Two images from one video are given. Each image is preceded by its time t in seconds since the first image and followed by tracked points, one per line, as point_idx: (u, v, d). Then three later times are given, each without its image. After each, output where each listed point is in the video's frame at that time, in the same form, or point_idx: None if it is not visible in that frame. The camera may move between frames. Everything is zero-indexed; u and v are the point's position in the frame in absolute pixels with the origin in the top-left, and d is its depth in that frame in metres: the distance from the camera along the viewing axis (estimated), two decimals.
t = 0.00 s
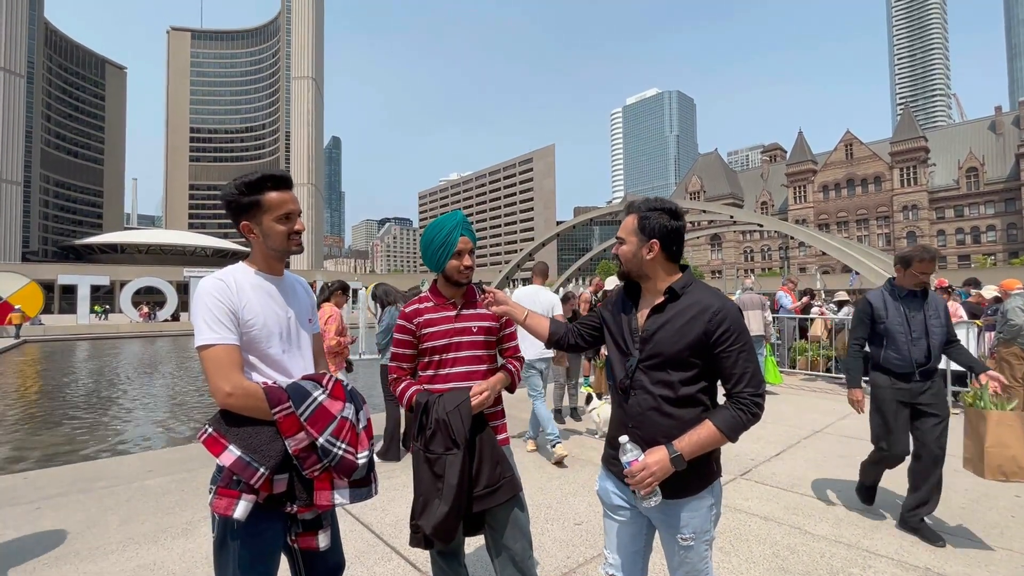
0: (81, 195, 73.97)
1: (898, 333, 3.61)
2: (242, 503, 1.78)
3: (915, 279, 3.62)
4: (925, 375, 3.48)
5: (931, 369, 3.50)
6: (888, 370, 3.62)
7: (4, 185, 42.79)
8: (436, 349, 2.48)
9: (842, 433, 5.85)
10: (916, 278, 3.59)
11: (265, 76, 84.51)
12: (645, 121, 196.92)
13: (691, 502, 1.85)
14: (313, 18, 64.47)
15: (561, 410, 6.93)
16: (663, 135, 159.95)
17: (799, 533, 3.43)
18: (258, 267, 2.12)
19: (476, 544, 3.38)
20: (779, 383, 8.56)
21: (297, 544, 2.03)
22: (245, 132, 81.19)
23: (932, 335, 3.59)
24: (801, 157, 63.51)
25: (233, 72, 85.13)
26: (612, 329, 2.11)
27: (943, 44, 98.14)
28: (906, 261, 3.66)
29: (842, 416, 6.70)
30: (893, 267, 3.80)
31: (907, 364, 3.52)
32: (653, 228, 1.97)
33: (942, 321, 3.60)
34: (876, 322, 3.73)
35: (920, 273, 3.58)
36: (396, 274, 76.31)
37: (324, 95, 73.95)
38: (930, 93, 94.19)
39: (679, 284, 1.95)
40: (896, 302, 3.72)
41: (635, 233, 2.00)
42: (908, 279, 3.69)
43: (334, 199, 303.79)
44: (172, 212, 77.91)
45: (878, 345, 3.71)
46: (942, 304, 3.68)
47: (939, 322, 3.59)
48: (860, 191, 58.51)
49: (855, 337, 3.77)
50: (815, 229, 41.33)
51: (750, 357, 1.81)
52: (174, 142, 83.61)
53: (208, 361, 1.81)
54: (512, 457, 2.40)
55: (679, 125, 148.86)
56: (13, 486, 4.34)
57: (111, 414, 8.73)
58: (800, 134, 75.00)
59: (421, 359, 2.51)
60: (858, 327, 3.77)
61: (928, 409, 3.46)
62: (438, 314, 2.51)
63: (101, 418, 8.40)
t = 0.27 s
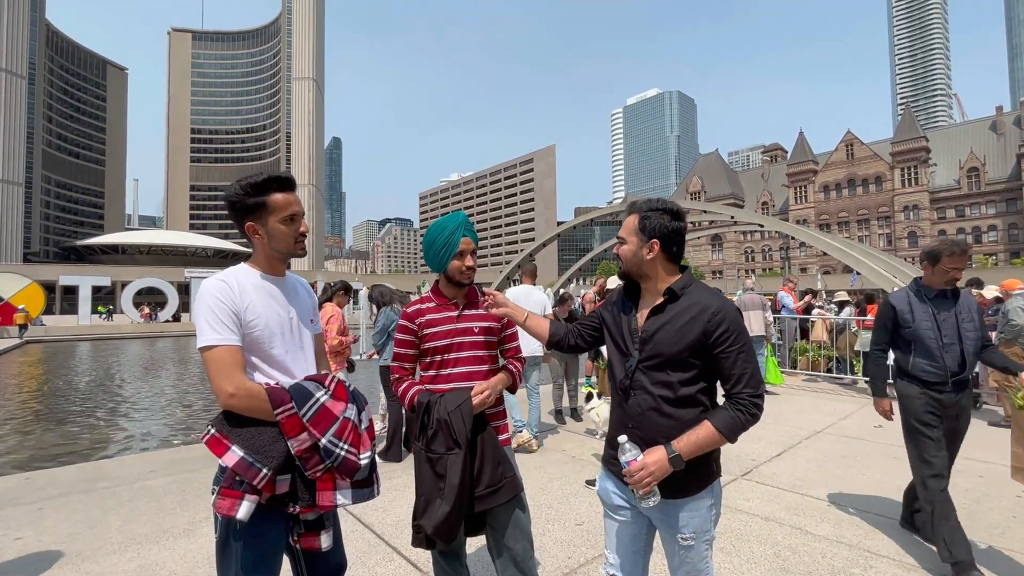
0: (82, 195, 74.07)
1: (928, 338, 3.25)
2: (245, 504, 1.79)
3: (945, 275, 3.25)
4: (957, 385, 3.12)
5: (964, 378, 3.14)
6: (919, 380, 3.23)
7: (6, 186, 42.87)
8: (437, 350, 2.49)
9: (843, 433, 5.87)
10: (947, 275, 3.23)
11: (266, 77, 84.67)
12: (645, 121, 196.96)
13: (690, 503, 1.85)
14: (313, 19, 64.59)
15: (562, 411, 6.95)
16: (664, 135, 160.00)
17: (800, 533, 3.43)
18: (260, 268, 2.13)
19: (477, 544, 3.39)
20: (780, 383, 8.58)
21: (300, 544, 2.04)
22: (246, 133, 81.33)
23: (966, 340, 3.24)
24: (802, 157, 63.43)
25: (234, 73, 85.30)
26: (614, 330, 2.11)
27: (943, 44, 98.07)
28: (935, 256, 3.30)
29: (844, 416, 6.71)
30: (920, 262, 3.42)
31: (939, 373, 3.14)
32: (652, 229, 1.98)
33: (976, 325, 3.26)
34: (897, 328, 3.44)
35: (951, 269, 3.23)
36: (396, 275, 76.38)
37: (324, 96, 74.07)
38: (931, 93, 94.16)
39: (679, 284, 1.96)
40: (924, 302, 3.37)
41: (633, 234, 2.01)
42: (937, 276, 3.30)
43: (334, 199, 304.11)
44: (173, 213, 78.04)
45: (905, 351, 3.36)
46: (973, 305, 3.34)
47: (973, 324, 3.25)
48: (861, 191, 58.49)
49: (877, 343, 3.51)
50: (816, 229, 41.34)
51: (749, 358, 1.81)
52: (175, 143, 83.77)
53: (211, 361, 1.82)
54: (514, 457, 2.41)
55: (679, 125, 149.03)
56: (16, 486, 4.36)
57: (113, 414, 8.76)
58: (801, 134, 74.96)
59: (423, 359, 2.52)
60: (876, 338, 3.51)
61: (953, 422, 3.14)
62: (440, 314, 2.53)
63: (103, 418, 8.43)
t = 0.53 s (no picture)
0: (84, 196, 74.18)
1: (971, 344, 2.97)
2: (247, 504, 1.79)
3: (981, 272, 3.01)
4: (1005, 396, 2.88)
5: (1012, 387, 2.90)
6: (963, 390, 2.95)
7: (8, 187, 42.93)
8: (437, 350, 2.49)
9: (844, 433, 5.87)
10: (984, 271, 2.99)
11: (267, 77, 84.80)
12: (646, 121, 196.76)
13: (690, 503, 1.85)
14: (314, 20, 64.70)
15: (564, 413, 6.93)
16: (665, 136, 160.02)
17: (801, 533, 3.43)
18: (263, 268, 2.13)
19: (478, 545, 3.39)
20: (782, 383, 8.59)
21: (300, 544, 2.04)
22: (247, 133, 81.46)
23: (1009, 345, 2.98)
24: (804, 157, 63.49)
25: (235, 74, 85.42)
26: (614, 331, 2.12)
27: (945, 44, 97.86)
28: (970, 251, 3.05)
29: (845, 416, 6.70)
30: (951, 255, 3.16)
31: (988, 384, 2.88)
32: (653, 229, 1.98)
33: (1019, 326, 3.00)
34: (931, 333, 3.12)
35: (987, 264, 2.99)
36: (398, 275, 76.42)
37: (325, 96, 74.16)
38: (933, 93, 94.07)
39: (680, 284, 1.96)
40: (958, 303, 3.10)
41: (635, 234, 2.00)
42: (970, 271, 3.06)
43: (336, 200, 304.79)
44: (174, 214, 78.14)
45: (943, 356, 3.08)
46: (1013, 307, 3.09)
47: (1014, 326, 3.00)
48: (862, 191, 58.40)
49: (909, 349, 3.13)
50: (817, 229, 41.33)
51: (750, 358, 1.81)
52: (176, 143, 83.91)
53: (212, 362, 1.83)
54: (515, 457, 2.42)
55: (680, 125, 149.14)
56: (18, 487, 4.37)
57: (114, 414, 8.76)
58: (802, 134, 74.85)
59: (424, 359, 2.52)
60: (910, 342, 3.14)
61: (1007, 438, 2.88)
62: (441, 314, 2.52)
63: (105, 419, 8.45)
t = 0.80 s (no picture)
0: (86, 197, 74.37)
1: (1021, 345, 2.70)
2: (249, 505, 1.80)
3: None
4: None
5: None
6: (1008, 398, 2.68)
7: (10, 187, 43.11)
8: (438, 349, 2.49)
9: (845, 433, 5.87)
10: None
11: (269, 78, 84.92)
12: (647, 121, 196.63)
13: (692, 503, 1.86)
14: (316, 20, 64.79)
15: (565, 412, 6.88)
16: (666, 136, 159.95)
17: (804, 534, 3.43)
18: (265, 269, 2.14)
19: (479, 544, 3.39)
20: (783, 382, 8.60)
21: (302, 544, 2.04)
22: (249, 134, 81.65)
23: None
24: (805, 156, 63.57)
25: (237, 75, 85.64)
26: (618, 329, 2.12)
27: (947, 43, 97.61)
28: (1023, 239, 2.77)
29: (847, 416, 6.68)
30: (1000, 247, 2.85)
31: None
32: (657, 230, 1.97)
33: None
34: (982, 328, 2.80)
35: None
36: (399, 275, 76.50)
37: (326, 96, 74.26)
38: (935, 93, 93.87)
39: (683, 284, 1.96)
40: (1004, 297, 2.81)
41: (637, 236, 2.01)
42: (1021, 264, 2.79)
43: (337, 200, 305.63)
44: (176, 214, 78.31)
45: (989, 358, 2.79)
46: None
47: None
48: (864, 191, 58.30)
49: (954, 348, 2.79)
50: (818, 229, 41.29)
51: (752, 359, 1.81)
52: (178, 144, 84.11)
53: (214, 362, 1.84)
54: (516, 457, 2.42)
55: (682, 125, 149.16)
56: (21, 486, 4.39)
57: (115, 414, 8.79)
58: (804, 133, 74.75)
59: (424, 359, 2.52)
60: (957, 338, 2.79)
61: None
62: (441, 314, 2.53)
63: (107, 418, 8.46)
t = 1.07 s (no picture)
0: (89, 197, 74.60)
1: None
2: (253, 504, 1.81)
3: None
4: None
5: None
6: None
7: (14, 188, 43.33)
8: (440, 349, 2.50)
9: (848, 433, 5.84)
10: None
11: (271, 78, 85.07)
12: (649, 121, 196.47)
13: (696, 502, 1.86)
14: (317, 21, 64.89)
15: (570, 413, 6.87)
16: (668, 135, 159.81)
17: (806, 533, 3.43)
18: (268, 269, 2.15)
19: (480, 544, 3.40)
20: (785, 382, 8.60)
21: (306, 543, 2.06)
22: (251, 134, 81.84)
23: None
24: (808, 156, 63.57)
25: (239, 75, 85.82)
26: (621, 330, 2.12)
27: (950, 42, 97.25)
28: None
29: (850, 416, 6.66)
30: None
31: None
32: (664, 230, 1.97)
33: None
34: None
35: None
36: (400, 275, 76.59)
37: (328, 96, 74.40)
38: (938, 91, 93.56)
39: (688, 283, 1.97)
40: None
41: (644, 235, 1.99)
42: None
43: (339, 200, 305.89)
44: (179, 214, 78.55)
45: None
46: None
47: None
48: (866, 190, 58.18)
49: None
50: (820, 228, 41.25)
51: (757, 359, 1.81)
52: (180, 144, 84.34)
53: (219, 362, 1.84)
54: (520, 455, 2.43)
55: (684, 125, 149.07)
56: (25, 486, 4.41)
57: (118, 414, 8.82)
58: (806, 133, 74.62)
59: (426, 359, 2.53)
60: None
61: None
62: (443, 314, 2.54)
63: (110, 418, 8.48)
